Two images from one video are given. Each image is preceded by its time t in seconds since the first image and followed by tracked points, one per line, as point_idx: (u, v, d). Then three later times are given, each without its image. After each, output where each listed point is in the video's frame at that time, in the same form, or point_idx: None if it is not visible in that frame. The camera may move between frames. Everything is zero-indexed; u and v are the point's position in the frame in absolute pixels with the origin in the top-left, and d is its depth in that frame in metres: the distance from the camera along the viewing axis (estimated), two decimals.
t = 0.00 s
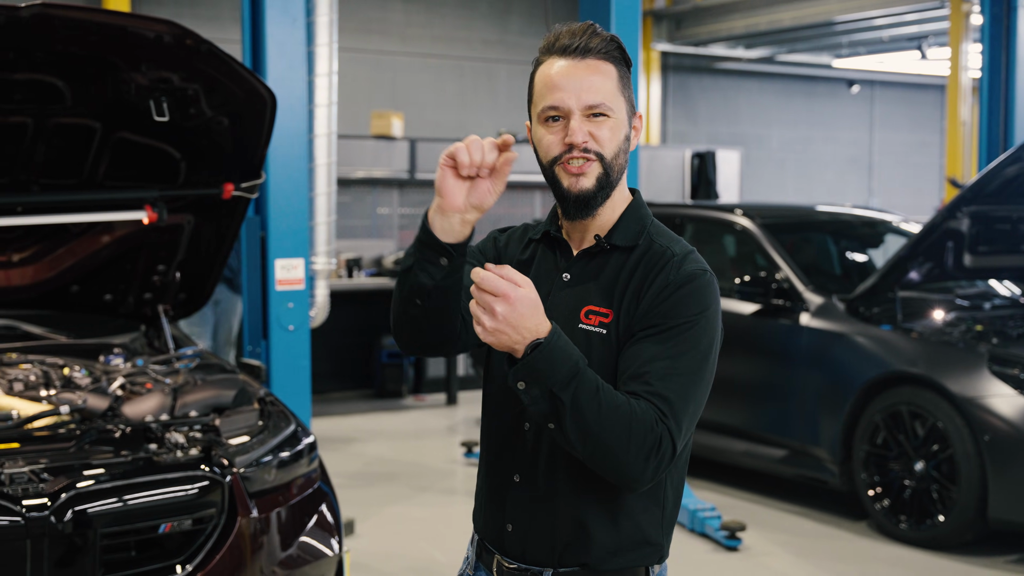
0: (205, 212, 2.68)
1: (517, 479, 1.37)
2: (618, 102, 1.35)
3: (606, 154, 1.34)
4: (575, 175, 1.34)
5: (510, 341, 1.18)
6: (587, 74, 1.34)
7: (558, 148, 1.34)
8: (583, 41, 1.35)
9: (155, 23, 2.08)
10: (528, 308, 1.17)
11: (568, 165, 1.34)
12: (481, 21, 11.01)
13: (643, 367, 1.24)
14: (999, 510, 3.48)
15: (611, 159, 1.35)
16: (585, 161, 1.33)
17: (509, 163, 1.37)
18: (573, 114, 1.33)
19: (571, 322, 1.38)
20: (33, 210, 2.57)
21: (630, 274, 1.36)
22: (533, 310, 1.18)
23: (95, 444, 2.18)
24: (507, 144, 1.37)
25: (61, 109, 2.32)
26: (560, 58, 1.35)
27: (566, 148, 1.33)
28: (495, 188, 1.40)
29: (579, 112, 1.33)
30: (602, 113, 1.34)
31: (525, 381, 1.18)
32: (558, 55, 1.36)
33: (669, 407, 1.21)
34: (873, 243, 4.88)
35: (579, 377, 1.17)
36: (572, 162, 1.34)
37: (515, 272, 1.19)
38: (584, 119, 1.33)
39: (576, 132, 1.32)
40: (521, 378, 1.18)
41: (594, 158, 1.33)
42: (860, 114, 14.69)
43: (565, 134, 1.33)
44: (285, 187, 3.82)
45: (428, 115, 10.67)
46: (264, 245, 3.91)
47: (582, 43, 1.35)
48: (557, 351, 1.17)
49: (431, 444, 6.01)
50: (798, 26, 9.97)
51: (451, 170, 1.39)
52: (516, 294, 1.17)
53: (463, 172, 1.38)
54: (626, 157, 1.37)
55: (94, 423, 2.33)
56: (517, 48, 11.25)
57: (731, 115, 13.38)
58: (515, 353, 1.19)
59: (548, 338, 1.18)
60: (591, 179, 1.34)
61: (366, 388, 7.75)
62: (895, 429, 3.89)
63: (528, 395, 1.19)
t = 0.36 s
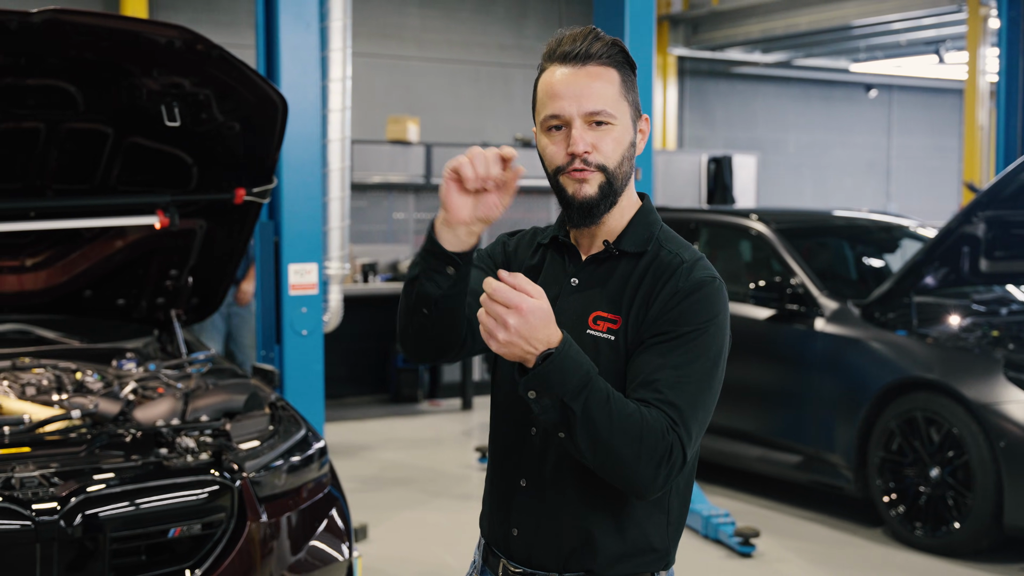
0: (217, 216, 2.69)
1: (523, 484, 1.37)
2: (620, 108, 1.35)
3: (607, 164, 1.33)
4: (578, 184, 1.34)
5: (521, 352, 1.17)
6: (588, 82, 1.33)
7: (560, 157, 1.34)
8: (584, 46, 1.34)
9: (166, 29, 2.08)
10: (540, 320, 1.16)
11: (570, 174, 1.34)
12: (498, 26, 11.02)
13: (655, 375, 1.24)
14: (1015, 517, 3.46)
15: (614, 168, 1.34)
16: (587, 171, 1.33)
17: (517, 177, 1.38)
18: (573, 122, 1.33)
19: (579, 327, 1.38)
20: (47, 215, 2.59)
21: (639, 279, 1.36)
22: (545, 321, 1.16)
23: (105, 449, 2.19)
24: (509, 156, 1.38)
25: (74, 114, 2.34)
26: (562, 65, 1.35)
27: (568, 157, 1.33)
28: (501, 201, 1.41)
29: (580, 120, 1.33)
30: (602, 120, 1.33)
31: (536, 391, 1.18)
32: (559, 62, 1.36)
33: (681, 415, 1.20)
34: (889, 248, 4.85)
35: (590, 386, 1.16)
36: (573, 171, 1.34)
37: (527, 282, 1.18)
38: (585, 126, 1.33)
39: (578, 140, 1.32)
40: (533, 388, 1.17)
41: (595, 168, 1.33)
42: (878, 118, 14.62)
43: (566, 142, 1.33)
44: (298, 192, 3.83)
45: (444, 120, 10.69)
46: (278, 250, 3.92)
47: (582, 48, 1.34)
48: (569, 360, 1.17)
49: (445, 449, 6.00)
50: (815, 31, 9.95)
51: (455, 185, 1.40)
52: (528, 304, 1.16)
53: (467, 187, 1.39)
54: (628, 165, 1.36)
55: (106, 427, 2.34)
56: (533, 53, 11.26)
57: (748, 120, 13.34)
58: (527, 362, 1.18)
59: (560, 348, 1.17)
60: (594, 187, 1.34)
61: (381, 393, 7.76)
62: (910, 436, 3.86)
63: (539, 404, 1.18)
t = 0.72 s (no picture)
0: (230, 217, 2.70)
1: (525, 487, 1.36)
2: (631, 109, 1.34)
3: (611, 161, 1.33)
4: (580, 179, 1.34)
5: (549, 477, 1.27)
6: (602, 76, 1.33)
7: (565, 149, 1.34)
8: (601, 42, 1.34)
9: (179, 31, 2.09)
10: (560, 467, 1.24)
11: (574, 168, 1.34)
12: (515, 28, 11.03)
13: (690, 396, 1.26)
14: None
15: (618, 166, 1.34)
16: (590, 166, 1.33)
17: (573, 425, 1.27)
18: (581, 114, 1.33)
19: (581, 331, 1.36)
20: (62, 217, 2.60)
21: (643, 285, 1.35)
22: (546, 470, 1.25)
23: (118, 450, 2.20)
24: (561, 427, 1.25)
25: (87, 115, 2.35)
26: (577, 58, 1.35)
27: (572, 149, 1.33)
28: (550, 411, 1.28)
29: (589, 113, 1.33)
30: (611, 117, 1.33)
31: (582, 501, 1.25)
32: (576, 55, 1.36)
33: (730, 437, 1.23)
34: (907, 249, 4.82)
35: (624, 475, 1.24)
36: (577, 164, 1.34)
37: (537, 441, 1.22)
38: (593, 120, 1.33)
39: (582, 133, 1.32)
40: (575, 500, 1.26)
41: (598, 163, 1.33)
42: (898, 119, 14.54)
43: (572, 134, 1.33)
44: (312, 194, 3.83)
45: (462, 122, 10.71)
46: (292, 251, 3.93)
47: (600, 43, 1.34)
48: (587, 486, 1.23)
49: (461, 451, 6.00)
50: (833, 31, 9.89)
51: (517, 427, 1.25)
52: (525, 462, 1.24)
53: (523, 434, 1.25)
54: (634, 164, 1.36)
55: (119, 428, 2.35)
56: (551, 55, 11.26)
57: (765, 121, 13.28)
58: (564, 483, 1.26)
59: (579, 472, 1.23)
60: (595, 185, 1.34)
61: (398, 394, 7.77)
62: (927, 439, 3.83)
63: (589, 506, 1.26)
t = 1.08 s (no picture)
0: (234, 221, 2.70)
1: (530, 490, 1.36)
2: (628, 111, 1.34)
3: (609, 166, 1.33)
4: (581, 185, 1.34)
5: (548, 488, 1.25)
6: (599, 82, 1.33)
7: (566, 155, 1.34)
8: (599, 47, 1.34)
9: (183, 36, 2.10)
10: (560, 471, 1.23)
11: (574, 174, 1.34)
12: (521, 33, 11.05)
13: (699, 399, 1.26)
14: None
15: (619, 170, 1.34)
16: (590, 171, 1.33)
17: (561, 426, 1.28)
18: (579, 119, 1.33)
19: (587, 333, 1.36)
20: (66, 222, 2.61)
21: (651, 288, 1.34)
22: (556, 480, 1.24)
23: (121, 454, 2.20)
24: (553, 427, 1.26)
25: (92, 120, 2.36)
26: (576, 65, 1.35)
27: (572, 156, 1.34)
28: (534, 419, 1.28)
29: (586, 118, 1.33)
30: (609, 120, 1.33)
31: (584, 505, 1.25)
32: (576, 61, 1.36)
33: (740, 442, 1.23)
34: (912, 255, 4.82)
35: (623, 479, 1.24)
36: (577, 171, 1.34)
37: (536, 452, 1.22)
38: (591, 125, 1.33)
39: (580, 139, 1.33)
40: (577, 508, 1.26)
41: (597, 168, 1.33)
42: (903, 125, 14.53)
43: (571, 140, 1.33)
44: (316, 199, 3.84)
45: (467, 127, 10.72)
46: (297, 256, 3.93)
47: (598, 49, 1.34)
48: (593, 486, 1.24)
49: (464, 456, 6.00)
50: (839, 37, 9.89)
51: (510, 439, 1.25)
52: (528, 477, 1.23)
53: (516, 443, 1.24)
54: (635, 168, 1.35)
55: (121, 434, 2.35)
56: (556, 60, 11.27)
57: (770, 126, 13.28)
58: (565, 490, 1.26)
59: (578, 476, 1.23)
60: (595, 189, 1.34)
61: (402, 399, 7.77)
62: (932, 445, 3.82)
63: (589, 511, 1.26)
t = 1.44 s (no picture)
0: (223, 224, 2.69)
1: (528, 493, 1.41)
2: (531, 137, 1.44)
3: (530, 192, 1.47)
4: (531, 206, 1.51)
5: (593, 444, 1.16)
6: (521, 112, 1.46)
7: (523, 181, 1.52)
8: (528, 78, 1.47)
9: (173, 38, 2.09)
10: (615, 412, 1.15)
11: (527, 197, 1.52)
12: (506, 36, 11.06)
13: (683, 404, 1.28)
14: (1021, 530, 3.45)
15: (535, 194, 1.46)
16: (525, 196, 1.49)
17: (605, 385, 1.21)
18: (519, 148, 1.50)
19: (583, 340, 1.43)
20: (54, 224, 2.60)
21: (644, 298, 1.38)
22: (609, 426, 1.15)
23: (110, 457, 2.19)
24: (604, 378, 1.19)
25: (82, 122, 2.35)
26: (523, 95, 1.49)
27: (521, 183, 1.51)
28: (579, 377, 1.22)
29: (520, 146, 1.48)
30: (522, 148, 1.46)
31: (628, 477, 1.17)
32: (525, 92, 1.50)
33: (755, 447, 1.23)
34: (896, 259, 4.85)
35: (678, 454, 1.17)
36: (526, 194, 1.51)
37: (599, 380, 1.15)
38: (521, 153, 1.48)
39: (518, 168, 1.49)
40: (624, 475, 1.17)
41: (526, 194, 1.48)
42: (886, 129, 14.62)
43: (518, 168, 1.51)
44: (304, 202, 3.83)
45: (452, 130, 10.71)
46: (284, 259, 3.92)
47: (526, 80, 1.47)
48: (649, 449, 1.16)
49: (449, 459, 5.99)
50: (823, 41, 9.94)
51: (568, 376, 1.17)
52: (587, 408, 1.14)
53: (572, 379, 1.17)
54: (553, 190, 1.44)
55: (110, 436, 2.34)
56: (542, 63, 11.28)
57: (755, 130, 13.32)
58: (608, 456, 1.18)
59: (636, 439, 1.16)
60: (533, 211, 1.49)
61: (387, 402, 7.75)
62: (916, 447, 3.85)
63: (634, 490, 1.18)
